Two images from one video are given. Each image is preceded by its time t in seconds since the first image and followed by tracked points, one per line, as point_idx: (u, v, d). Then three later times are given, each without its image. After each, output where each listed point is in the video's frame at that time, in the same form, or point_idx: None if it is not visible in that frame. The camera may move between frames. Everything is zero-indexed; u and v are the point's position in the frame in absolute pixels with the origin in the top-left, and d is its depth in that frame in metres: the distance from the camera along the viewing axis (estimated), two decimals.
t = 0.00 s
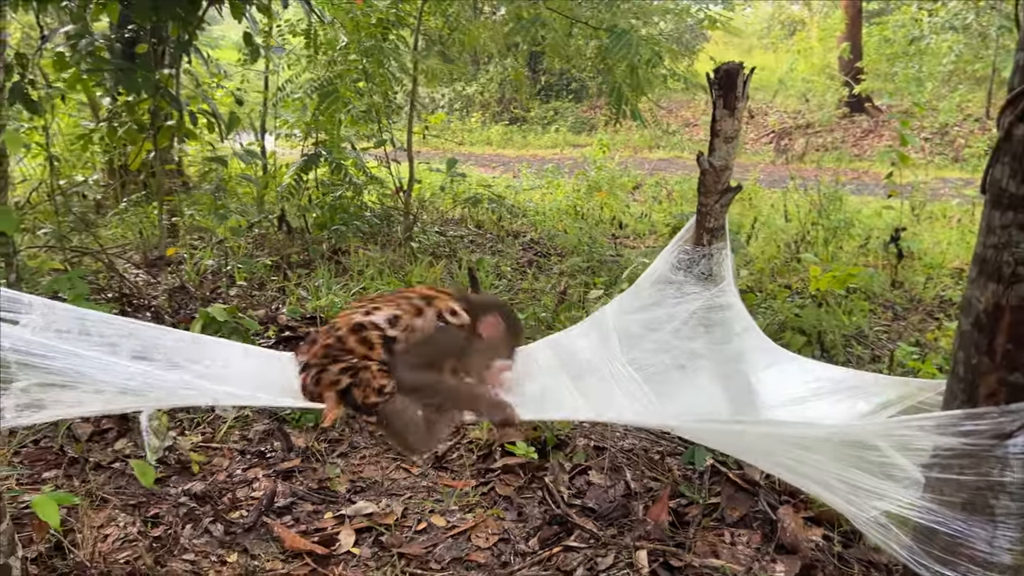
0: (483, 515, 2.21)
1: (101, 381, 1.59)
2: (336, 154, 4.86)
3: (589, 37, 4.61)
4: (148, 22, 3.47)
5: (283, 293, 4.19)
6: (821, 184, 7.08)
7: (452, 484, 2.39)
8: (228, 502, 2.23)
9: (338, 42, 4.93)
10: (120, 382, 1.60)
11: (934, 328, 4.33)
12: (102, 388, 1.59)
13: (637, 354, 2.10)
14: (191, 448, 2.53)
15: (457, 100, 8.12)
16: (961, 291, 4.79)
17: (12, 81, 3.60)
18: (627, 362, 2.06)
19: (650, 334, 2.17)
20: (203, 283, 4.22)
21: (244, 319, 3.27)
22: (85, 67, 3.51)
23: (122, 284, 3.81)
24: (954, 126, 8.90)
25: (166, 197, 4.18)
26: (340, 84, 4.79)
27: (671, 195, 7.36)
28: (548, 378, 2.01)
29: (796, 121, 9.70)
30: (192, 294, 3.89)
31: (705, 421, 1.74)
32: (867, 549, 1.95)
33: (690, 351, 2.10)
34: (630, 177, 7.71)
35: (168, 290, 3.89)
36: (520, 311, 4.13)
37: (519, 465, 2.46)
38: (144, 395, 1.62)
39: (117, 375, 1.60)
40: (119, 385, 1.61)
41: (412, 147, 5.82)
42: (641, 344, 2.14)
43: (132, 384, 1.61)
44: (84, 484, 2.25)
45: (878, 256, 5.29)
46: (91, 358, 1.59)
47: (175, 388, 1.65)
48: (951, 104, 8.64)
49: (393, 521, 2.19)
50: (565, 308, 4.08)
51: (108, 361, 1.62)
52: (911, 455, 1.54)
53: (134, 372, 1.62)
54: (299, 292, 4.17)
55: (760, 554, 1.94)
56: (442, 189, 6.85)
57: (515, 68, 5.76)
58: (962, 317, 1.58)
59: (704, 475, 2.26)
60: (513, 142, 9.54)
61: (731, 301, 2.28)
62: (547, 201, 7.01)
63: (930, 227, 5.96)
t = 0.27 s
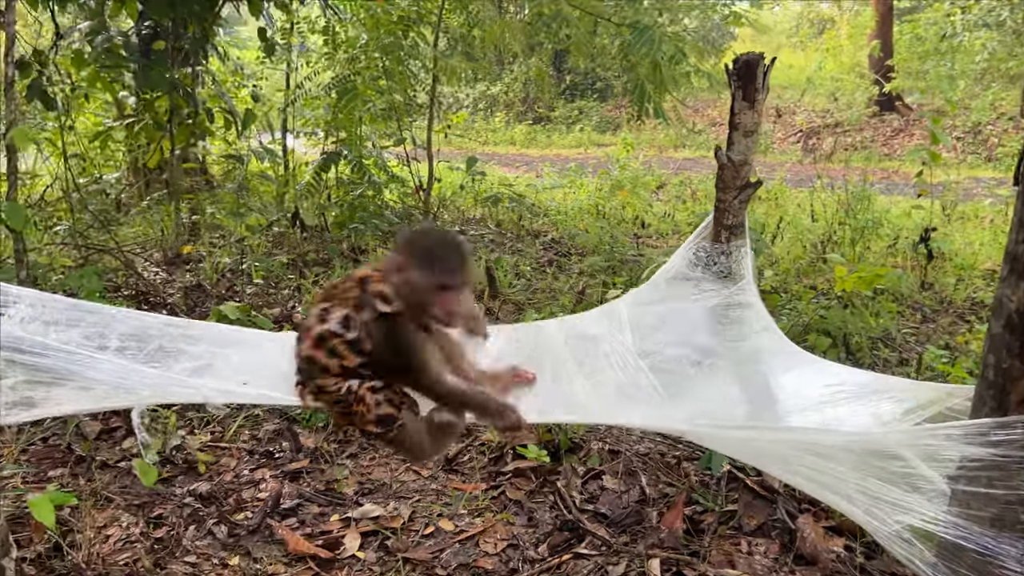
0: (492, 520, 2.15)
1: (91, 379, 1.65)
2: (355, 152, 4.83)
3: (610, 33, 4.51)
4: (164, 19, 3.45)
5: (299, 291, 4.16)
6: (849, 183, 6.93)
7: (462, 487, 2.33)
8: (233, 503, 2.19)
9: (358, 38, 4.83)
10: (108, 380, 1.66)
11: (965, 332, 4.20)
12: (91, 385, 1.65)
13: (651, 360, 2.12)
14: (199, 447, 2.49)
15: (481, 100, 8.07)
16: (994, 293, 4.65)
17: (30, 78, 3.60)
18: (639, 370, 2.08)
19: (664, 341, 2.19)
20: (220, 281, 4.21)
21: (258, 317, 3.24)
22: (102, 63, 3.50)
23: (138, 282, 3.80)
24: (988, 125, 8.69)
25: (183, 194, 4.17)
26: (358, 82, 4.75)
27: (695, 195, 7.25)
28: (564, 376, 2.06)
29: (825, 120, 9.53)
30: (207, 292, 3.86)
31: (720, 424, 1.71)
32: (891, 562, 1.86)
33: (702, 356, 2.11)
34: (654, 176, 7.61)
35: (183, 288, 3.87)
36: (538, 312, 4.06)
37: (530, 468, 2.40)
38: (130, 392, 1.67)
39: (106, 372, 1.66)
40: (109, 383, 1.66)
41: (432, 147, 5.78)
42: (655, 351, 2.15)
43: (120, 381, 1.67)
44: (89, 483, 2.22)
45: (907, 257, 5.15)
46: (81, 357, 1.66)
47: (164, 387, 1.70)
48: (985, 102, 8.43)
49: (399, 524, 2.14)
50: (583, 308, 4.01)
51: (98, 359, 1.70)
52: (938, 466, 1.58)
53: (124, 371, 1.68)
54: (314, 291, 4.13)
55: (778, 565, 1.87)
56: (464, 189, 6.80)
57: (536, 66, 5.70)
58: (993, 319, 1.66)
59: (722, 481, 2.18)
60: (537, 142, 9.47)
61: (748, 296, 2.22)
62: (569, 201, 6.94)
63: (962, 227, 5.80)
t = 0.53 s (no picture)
0: (500, 526, 2.08)
1: (79, 383, 1.61)
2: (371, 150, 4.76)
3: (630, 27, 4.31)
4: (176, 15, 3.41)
5: (311, 289, 4.12)
6: (874, 181, 6.80)
7: (471, 492, 2.26)
8: (236, 506, 2.14)
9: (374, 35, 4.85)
10: (95, 384, 1.61)
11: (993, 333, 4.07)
12: (78, 389, 1.60)
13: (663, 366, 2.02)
14: (204, 449, 2.44)
15: (500, 98, 8.03)
16: None
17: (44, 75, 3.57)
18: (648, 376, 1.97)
19: (676, 343, 2.10)
20: (233, 278, 4.17)
21: (267, 316, 3.19)
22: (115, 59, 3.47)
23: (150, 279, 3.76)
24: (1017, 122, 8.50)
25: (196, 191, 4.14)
26: (372, 79, 4.72)
27: (716, 193, 7.14)
28: (563, 392, 1.92)
29: (850, 118, 9.37)
30: (219, 290, 3.83)
31: (728, 435, 1.58)
32: None
33: (718, 357, 2.01)
34: (674, 175, 7.51)
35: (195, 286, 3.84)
36: (553, 311, 3.99)
37: (541, 473, 2.33)
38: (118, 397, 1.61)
39: (93, 377, 1.61)
40: (97, 388, 1.61)
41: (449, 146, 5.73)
42: (667, 356, 2.05)
43: (107, 385, 1.61)
44: (90, 484, 2.17)
45: (933, 256, 5.02)
46: (70, 361, 1.63)
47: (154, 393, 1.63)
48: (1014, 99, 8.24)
49: (405, 530, 2.07)
50: (600, 308, 3.94)
51: (89, 366, 1.65)
52: (969, 480, 1.40)
53: (113, 377, 1.63)
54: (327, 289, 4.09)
55: None
56: (482, 187, 6.75)
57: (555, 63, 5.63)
58: None
59: (739, 490, 2.10)
60: (557, 140, 9.40)
61: (765, 294, 2.19)
62: (588, 199, 6.86)
63: (991, 226, 5.65)
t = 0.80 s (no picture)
0: (507, 519, 2.06)
1: (80, 363, 1.67)
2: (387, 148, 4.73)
3: (646, 23, 4.17)
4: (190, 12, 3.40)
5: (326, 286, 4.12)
6: (899, 177, 6.68)
7: (479, 485, 2.25)
8: (244, 497, 2.14)
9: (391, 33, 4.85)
10: (96, 365, 1.68)
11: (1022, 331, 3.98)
12: (80, 370, 1.66)
13: (666, 347, 2.00)
14: (215, 440, 2.45)
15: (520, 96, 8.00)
16: None
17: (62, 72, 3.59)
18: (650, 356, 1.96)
19: (681, 325, 2.07)
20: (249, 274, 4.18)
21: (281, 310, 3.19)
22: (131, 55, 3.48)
23: (166, 275, 3.78)
24: None
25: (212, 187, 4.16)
26: (388, 75, 4.70)
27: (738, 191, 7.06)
28: (565, 364, 1.96)
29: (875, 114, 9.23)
30: (234, 286, 3.84)
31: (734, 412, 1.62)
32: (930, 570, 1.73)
33: (723, 339, 1.98)
34: (696, 172, 7.43)
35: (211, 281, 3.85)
36: (569, 308, 3.96)
37: (550, 466, 2.31)
38: (118, 378, 1.68)
39: (95, 358, 1.68)
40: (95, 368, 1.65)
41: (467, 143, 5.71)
42: (671, 337, 2.04)
43: (108, 367, 1.69)
44: (100, 474, 2.19)
45: (959, 253, 4.91)
46: (69, 342, 1.68)
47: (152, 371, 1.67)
48: None
49: (412, 522, 2.06)
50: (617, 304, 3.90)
51: (86, 345, 1.71)
52: (971, 465, 1.50)
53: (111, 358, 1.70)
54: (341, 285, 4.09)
55: (806, 571, 1.75)
56: (501, 186, 6.72)
57: (573, 59, 5.58)
58: None
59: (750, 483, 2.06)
60: (578, 139, 9.35)
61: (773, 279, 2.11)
62: (607, 196, 6.81)
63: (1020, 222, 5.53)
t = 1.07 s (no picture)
0: (513, 507, 2.08)
1: (85, 348, 1.69)
2: (405, 147, 4.75)
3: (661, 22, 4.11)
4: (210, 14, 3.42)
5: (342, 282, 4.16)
6: (921, 174, 6.60)
7: (487, 474, 2.27)
8: (255, 485, 2.18)
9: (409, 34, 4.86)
10: (101, 348, 1.70)
11: None
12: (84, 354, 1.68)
13: (662, 337, 2.01)
14: (228, 430, 2.49)
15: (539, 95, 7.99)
16: None
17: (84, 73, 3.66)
18: (645, 345, 1.96)
19: (678, 317, 2.08)
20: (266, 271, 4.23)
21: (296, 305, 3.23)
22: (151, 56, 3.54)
23: (184, 271, 3.84)
24: None
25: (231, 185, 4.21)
26: (405, 74, 4.73)
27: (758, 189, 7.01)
28: (560, 355, 1.98)
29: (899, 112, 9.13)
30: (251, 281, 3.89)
31: (720, 395, 1.52)
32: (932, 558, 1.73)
33: (718, 327, 1.98)
34: (715, 170, 7.39)
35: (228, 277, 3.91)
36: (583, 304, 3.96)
37: (557, 457, 2.33)
38: (122, 361, 1.69)
39: (100, 340, 1.70)
40: (104, 353, 1.70)
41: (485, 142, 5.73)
42: (668, 327, 2.05)
43: (113, 349, 1.70)
44: (116, 462, 2.23)
45: (981, 250, 4.85)
46: (76, 330, 1.71)
47: (161, 357, 1.73)
48: None
49: (419, 509, 2.09)
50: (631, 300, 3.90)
51: (92, 333, 1.74)
52: (953, 440, 1.45)
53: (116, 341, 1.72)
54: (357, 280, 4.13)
55: (807, 558, 1.76)
56: (519, 184, 6.72)
57: (590, 57, 5.57)
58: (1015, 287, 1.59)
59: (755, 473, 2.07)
60: (598, 138, 9.33)
61: (772, 270, 2.14)
62: (625, 194, 6.79)
63: None
